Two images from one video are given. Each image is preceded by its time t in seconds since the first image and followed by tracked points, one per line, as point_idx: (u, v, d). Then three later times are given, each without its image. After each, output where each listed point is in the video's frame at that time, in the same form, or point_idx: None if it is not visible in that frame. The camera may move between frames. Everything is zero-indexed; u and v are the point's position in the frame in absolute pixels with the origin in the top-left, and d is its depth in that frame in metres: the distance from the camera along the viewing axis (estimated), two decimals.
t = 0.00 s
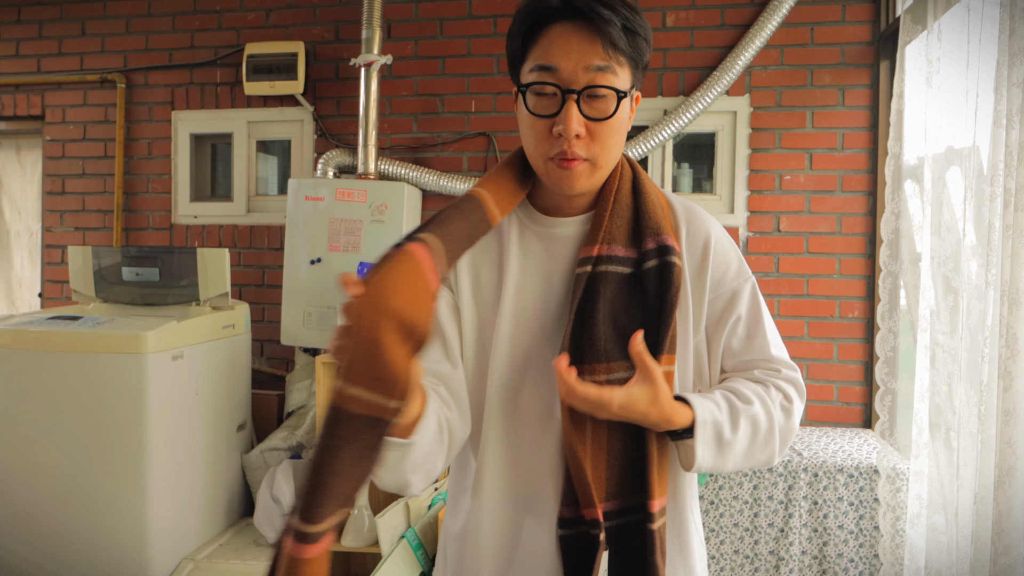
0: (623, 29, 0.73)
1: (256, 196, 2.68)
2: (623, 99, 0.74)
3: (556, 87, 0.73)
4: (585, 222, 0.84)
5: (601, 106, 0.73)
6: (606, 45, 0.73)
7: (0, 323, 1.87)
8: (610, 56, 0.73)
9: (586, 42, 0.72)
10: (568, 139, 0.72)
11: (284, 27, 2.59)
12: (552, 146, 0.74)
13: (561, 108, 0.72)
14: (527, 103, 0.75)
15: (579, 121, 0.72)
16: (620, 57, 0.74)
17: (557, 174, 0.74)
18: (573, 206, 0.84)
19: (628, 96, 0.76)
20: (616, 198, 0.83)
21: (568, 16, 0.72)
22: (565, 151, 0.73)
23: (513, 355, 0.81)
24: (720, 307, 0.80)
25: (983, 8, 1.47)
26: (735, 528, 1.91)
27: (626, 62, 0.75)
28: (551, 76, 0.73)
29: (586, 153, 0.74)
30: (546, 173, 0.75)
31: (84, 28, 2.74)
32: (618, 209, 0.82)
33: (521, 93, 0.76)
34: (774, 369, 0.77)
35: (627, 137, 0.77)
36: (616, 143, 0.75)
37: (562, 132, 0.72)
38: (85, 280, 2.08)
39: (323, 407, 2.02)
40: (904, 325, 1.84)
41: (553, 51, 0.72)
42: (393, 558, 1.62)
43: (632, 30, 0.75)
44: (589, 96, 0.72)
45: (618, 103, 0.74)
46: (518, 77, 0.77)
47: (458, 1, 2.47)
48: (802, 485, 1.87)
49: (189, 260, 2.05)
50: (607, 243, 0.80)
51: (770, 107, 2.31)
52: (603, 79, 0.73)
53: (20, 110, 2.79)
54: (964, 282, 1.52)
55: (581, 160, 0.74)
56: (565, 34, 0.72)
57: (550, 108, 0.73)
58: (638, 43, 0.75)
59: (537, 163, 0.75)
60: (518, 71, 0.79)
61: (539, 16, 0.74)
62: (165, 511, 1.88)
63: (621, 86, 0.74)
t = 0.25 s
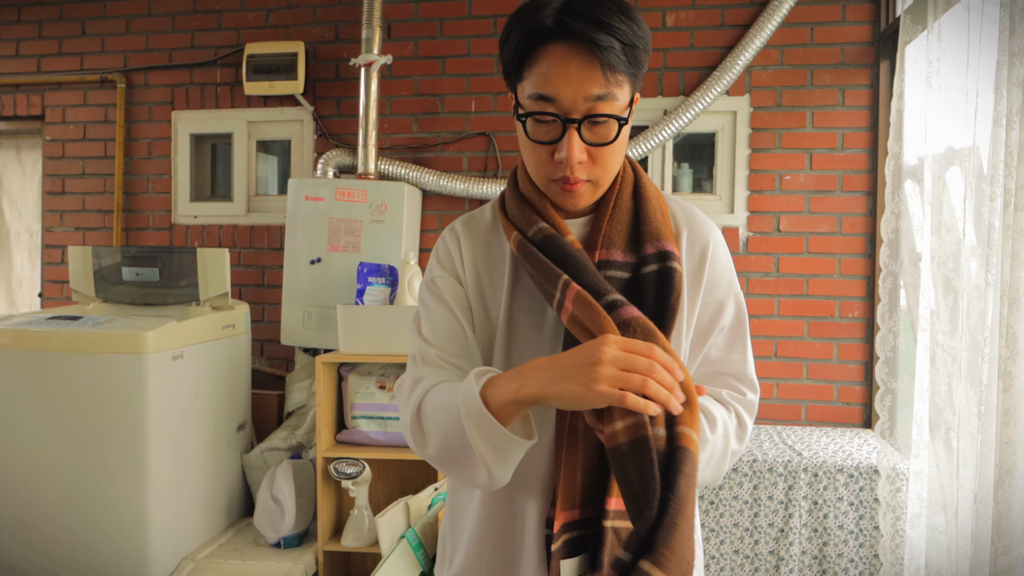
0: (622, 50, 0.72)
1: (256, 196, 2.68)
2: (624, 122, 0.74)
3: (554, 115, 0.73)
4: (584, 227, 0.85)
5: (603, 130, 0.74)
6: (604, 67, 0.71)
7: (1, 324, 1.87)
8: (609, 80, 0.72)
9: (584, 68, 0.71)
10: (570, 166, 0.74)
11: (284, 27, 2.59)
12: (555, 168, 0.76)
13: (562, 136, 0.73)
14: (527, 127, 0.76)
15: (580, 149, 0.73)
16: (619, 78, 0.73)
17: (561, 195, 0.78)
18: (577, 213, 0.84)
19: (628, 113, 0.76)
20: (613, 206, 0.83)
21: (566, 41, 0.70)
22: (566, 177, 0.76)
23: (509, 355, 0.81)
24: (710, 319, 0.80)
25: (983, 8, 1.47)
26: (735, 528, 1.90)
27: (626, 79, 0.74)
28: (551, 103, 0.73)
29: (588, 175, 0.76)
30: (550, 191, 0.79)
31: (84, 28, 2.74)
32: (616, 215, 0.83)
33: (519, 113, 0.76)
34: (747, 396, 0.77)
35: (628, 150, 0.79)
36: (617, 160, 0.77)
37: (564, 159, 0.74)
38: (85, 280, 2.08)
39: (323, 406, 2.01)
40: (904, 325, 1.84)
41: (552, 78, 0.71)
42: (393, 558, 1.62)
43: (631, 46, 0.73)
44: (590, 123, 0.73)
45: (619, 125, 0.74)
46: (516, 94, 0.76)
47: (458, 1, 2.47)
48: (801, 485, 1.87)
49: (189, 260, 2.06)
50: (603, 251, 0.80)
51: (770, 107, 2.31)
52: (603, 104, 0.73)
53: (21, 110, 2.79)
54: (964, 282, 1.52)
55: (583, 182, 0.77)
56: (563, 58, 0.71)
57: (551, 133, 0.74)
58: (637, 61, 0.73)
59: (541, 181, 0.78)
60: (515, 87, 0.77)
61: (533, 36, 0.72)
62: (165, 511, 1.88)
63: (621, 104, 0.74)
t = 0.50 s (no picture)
0: (618, 63, 0.72)
1: (256, 196, 2.68)
2: (621, 135, 0.75)
3: (552, 130, 0.74)
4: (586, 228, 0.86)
5: (599, 142, 0.75)
6: (600, 81, 0.72)
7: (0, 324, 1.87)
8: (606, 94, 0.72)
9: (581, 83, 0.71)
10: (567, 177, 0.76)
11: (284, 27, 2.59)
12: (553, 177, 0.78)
13: (559, 149, 0.74)
14: (525, 137, 0.76)
15: (577, 161, 0.75)
16: (615, 90, 0.73)
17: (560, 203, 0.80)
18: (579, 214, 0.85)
19: (624, 122, 0.77)
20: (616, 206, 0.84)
21: (562, 56, 0.70)
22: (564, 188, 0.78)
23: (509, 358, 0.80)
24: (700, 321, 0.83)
25: (983, 8, 1.47)
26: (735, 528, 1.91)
27: (622, 90, 0.74)
28: (548, 117, 0.73)
29: (585, 184, 0.78)
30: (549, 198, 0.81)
31: (84, 28, 2.74)
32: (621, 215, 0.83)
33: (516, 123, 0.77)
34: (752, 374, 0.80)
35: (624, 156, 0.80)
36: (614, 168, 0.79)
37: (562, 172, 0.75)
38: (85, 280, 2.08)
39: (323, 407, 2.01)
40: (904, 325, 1.84)
41: (549, 94, 0.71)
42: (393, 559, 1.63)
43: (627, 57, 0.73)
44: (587, 136, 0.74)
45: (617, 137, 0.75)
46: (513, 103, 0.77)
47: (458, 1, 2.47)
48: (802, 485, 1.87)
49: (189, 260, 2.06)
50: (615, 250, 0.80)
51: (771, 107, 2.31)
52: (600, 117, 0.73)
53: (20, 110, 2.79)
54: (964, 283, 1.52)
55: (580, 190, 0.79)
56: (559, 72, 0.71)
57: (548, 145, 0.75)
58: (634, 71, 0.73)
59: (539, 188, 0.80)
60: (511, 96, 0.77)
61: (527, 51, 0.72)
62: (165, 511, 1.88)
63: (618, 114, 0.75)
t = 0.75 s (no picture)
0: (609, 70, 0.73)
1: (256, 196, 2.68)
2: (613, 142, 0.76)
3: (543, 137, 0.74)
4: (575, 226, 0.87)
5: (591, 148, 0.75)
6: (592, 88, 0.72)
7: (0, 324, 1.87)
8: (598, 102, 0.73)
9: (573, 90, 0.72)
10: (558, 182, 0.77)
11: (284, 27, 2.59)
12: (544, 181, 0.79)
13: (550, 155, 0.75)
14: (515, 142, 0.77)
15: (568, 166, 0.76)
16: (606, 97, 0.74)
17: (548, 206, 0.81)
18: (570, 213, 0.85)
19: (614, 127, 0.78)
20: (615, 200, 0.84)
21: (555, 64, 0.71)
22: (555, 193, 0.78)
23: (512, 357, 0.77)
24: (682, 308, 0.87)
25: (982, 8, 1.47)
26: (735, 528, 1.90)
27: (612, 97, 0.75)
28: (539, 123, 0.74)
29: (575, 188, 0.79)
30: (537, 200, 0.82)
31: (84, 28, 2.74)
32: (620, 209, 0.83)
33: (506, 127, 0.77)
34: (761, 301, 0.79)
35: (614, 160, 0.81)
36: (603, 172, 0.80)
37: (553, 177, 0.76)
38: (85, 280, 2.08)
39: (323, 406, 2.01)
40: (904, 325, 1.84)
41: (542, 101, 0.72)
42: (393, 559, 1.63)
43: (617, 63, 0.74)
44: (579, 143, 0.74)
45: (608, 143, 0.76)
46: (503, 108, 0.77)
47: (458, 1, 2.47)
48: (801, 485, 1.87)
49: (189, 260, 2.06)
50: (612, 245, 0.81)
51: (771, 107, 2.31)
52: (592, 124, 0.74)
53: (20, 110, 2.79)
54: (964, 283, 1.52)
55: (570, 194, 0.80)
56: (550, 80, 0.72)
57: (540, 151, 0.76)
58: (624, 77, 0.75)
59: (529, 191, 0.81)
60: (501, 102, 0.78)
61: (519, 58, 0.72)
62: (165, 511, 1.88)
63: (608, 120, 0.75)
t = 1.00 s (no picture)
0: (607, 93, 0.73)
1: (256, 196, 2.68)
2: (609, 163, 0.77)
3: (540, 157, 0.74)
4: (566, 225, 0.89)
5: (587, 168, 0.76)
6: (590, 111, 0.72)
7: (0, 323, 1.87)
8: (595, 124, 0.73)
9: (571, 113, 0.72)
10: (554, 201, 0.77)
11: (284, 27, 2.59)
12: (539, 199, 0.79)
13: (547, 174, 0.75)
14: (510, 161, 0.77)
15: (565, 187, 0.76)
16: (603, 119, 0.74)
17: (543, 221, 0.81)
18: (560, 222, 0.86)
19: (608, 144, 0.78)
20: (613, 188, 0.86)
21: (553, 88, 0.71)
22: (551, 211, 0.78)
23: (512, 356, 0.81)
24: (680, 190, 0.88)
25: (982, 7, 1.47)
26: (735, 528, 1.90)
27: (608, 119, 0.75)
28: (536, 145, 0.74)
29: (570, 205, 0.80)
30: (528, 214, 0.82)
31: (84, 28, 2.74)
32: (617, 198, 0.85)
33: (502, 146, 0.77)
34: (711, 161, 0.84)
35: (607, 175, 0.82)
36: (597, 188, 0.81)
37: (549, 197, 0.77)
38: (85, 280, 2.08)
39: (323, 407, 2.01)
40: (904, 325, 1.84)
41: (539, 125, 0.72)
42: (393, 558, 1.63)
43: (614, 85, 0.74)
44: (576, 163, 0.75)
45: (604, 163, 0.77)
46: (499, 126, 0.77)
47: (458, 1, 2.47)
48: (801, 485, 1.87)
49: (189, 260, 2.06)
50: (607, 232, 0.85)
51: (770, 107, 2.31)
52: (589, 145, 0.74)
53: (20, 110, 2.79)
54: (964, 282, 1.52)
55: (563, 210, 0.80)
56: (547, 103, 0.72)
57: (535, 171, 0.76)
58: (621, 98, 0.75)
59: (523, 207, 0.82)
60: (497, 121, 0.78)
61: (517, 81, 0.72)
62: (165, 511, 1.88)
63: (605, 140, 0.76)
